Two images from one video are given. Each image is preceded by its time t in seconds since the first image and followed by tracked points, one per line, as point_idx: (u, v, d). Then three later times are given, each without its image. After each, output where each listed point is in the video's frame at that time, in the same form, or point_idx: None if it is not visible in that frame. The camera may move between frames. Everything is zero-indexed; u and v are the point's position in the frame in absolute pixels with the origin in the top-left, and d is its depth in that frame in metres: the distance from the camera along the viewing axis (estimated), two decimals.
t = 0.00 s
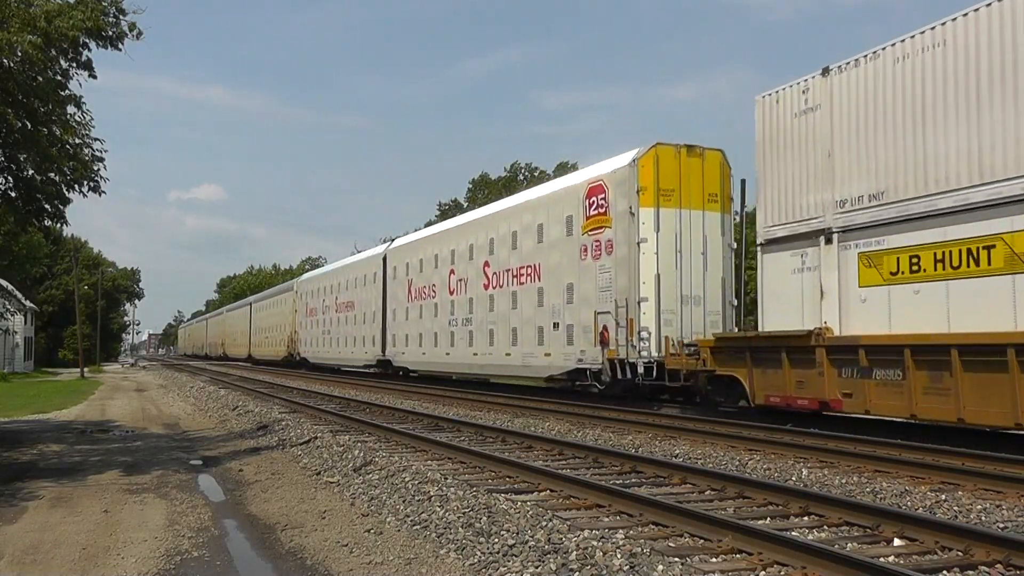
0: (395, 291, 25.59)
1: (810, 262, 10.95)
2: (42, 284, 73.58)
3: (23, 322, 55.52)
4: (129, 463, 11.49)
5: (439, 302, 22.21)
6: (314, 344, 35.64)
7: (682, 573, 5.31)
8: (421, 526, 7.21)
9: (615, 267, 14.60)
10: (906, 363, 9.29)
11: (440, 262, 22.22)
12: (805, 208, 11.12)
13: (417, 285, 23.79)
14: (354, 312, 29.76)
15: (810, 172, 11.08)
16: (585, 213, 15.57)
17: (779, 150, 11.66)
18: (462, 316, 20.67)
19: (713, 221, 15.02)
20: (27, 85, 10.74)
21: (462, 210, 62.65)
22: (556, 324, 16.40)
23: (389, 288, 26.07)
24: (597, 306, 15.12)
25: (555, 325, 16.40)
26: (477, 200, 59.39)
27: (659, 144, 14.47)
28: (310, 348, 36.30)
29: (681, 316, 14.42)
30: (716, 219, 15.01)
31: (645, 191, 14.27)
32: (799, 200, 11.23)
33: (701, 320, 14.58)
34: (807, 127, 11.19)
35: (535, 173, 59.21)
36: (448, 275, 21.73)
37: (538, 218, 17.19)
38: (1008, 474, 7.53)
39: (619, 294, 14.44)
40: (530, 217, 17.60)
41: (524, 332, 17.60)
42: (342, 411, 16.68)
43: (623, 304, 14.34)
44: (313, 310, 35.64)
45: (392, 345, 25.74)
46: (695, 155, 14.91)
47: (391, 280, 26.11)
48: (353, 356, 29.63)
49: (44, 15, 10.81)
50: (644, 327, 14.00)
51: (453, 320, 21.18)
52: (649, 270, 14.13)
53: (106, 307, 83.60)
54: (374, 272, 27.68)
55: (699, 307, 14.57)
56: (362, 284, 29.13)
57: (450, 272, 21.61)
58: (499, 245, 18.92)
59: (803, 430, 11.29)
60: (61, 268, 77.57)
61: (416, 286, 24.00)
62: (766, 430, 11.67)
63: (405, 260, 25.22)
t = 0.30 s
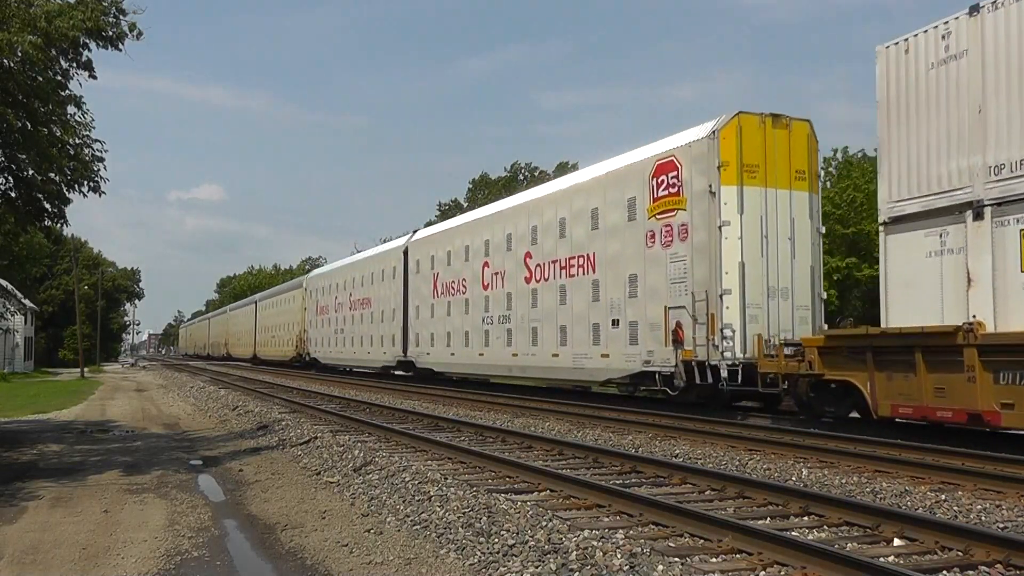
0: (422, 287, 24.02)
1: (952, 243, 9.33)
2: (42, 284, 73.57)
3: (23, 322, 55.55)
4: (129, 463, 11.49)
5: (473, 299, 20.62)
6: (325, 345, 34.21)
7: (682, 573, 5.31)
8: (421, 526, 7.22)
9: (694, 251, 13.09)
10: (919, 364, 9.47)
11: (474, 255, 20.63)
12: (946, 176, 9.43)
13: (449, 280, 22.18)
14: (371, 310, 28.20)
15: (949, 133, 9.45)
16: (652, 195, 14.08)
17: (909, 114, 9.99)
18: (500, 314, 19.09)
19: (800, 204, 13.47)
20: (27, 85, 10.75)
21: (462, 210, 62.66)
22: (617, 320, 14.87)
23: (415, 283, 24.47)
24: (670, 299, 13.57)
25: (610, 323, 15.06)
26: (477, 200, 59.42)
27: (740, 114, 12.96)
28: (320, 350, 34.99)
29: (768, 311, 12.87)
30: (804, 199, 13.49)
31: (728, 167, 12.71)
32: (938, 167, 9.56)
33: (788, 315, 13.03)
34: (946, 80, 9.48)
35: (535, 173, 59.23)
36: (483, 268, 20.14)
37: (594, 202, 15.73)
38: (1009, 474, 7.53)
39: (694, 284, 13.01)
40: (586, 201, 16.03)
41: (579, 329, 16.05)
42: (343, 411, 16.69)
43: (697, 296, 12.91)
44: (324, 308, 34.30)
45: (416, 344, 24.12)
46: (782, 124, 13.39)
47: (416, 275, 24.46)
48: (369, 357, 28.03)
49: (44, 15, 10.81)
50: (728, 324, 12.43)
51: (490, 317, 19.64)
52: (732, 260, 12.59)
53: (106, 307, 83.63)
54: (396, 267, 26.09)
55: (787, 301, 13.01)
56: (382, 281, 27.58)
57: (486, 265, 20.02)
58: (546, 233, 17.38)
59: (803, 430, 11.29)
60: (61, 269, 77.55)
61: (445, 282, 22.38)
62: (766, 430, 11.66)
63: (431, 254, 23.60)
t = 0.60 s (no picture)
0: (451, 281, 21.76)
1: None
2: (41, 284, 73.51)
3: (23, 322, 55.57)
4: (129, 463, 11.49)
5: (512, 295, 18.47)
6: (338, 345, 31.96)
7: (682, 573, 5.31)
8: (421, 526, 7.21)
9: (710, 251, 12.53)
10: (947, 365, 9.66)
11: (514, 244, 18.42)
12: None
13: (481, 274, 20.01)
14: (392, 307, 25.92)
15: None
16: (738, 169, 12.01)
17: None
18: (545, 310, 17.00)
19: (915, 178, 11.43)
20: (27, 85, 10.75)
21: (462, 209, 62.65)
22: (694, 316, 12.81)
23: (442, 277, 22.28)
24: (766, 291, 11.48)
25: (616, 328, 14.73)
26: (477, 200, 59.43)
27: (848, 72, 10.88)
28: (332, 351, 32.87)
29: (881, 305, 10.90)
30: (918, 173, 11.44)
31: (836, 134, 10.67)
32: None
33: (903, 310, 11.07)
34: None
35: (535, 173, 59.24)
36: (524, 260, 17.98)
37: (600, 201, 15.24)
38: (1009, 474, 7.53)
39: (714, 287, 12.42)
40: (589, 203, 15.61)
41: (644, 326, 13.94)
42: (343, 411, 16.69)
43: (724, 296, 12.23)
44: (336, 306, 32.20)
45: (445, 344, 21.89)
46: (895, 84, 11.34)
47: (443, 267, 22.20)
48: (390, 358, 25.72)
49: (44, 15, 10.81)
50: (838, 322, 10.46)
51: (531, 314, 17.61)
52: (841, 244, 10.58)
53: (106, 307, 83.63)
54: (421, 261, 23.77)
55: (901, 293, 11.05)
56: (403, 275, 25.29)
57: (526, 257, 17.88)
58: (600, 220, 15.22)
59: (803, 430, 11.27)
60: (60, 269, 77.47)
61: (478, 276, 20.21)
62: (766, 430, 11.65)
63: (460, 246, 21.33)
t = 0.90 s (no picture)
0: (485, 274, 19.46)
1: None
2: (41, 284, 73.50)
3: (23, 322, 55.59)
4: (129, 463, 11.49)
5: (558, 290, 16.25)
6: (349, 345, 29.77)
7: (682, 572, 5.31)
8: (421, 526, 7.21)
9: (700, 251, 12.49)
10: None
11: (563, 231, 16.16)
12: None
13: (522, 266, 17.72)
14: (414, 304, 23.58)
15: None
16: (855, 134, 9.94)
17: None
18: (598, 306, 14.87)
19: None
20: (27, 86, 10.75)
21: (462, 210, 62.66)
22: (797, 310, 10.72)
23: (475, 271, 19.96)
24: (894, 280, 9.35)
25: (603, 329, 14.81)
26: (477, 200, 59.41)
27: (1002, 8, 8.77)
28: (342, 351, 30.72)
29: None
30: None
31: (989, 86, 8.58)
32: None
33: None
34: None
35: (535, 173, 59.31)
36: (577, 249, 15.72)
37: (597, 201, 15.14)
38: (1009, 473, 7.53)
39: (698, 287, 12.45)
40: (585, 203, 15.53)
41: (730, 323, 11.82)
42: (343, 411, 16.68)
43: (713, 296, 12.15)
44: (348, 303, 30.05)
45: (478, 345, 19.60)
46: None
47: (476, 259, 19.90)
48: (412, 359, 23.46)
49: (44, 14, 10.81)
50: (994, 317, 8.37)
51: (583, 310, 15.41)
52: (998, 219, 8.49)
53: (106, 307, 83.68)
54: (451, 254, 21.45)
55: None
56: (427, 269, 22.92)
57: (577, 245, 15.68)
58: (671, 200, 13.11)
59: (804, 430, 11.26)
60: (60, 269, 77.40)
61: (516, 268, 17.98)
62: (765, 430, 11.65)
63: (497, 235, 19.01)
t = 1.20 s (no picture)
0: (527, 266, 17.45)
1: None
2: (41, 284, 73.53)
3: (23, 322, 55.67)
4: (129, 463, 11.49)
5: (618, 282, 14.25)
6: (370, 346, 27.88)
7: (682, 573, 5.31)
8: (421, 526, 7.21)
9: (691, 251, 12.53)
10: None
11: (625, 215, 14.14)
12: None
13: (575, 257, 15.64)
14: (444, 299, 21.61)
15: None
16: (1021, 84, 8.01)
17: None
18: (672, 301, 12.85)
19: None
20: (27, 86, 10.76)
21: (462, 210, 62.62)
22: (936, 303, 8.78)
23: (516, 263, 17.91)
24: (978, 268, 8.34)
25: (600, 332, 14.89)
26: (477, 200, 59.37)
27: None
28: (360, 352, 28.88)
29: None
30: None
31: None
32: None
33: None
34: None
35: (535, 173, 59.30)
36: (643, 235, 13.72)
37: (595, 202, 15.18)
38: (1009, 474, 7.53)
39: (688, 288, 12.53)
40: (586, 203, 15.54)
41: (844, 317, 9.87)
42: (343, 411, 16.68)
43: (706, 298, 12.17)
44: (368, 302, 28.21)
45: (517, 345, 17.67)
46: None
47: (516, 250, 17.86)
48: (443, 361, 21.47)
49: (44, 14, 10.81)
50: None
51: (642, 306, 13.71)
52: None
53: (106, 307, 83.69)
54: (486, 245, 19.45)
55: None
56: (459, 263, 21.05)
57: (644, 232, 13.66)
58: (768, 175, 11.12)
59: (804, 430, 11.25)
60: (59, 269, 77.32)
61: (565, 259, 15.96)
62: (765, 430, 11.65)
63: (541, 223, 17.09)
